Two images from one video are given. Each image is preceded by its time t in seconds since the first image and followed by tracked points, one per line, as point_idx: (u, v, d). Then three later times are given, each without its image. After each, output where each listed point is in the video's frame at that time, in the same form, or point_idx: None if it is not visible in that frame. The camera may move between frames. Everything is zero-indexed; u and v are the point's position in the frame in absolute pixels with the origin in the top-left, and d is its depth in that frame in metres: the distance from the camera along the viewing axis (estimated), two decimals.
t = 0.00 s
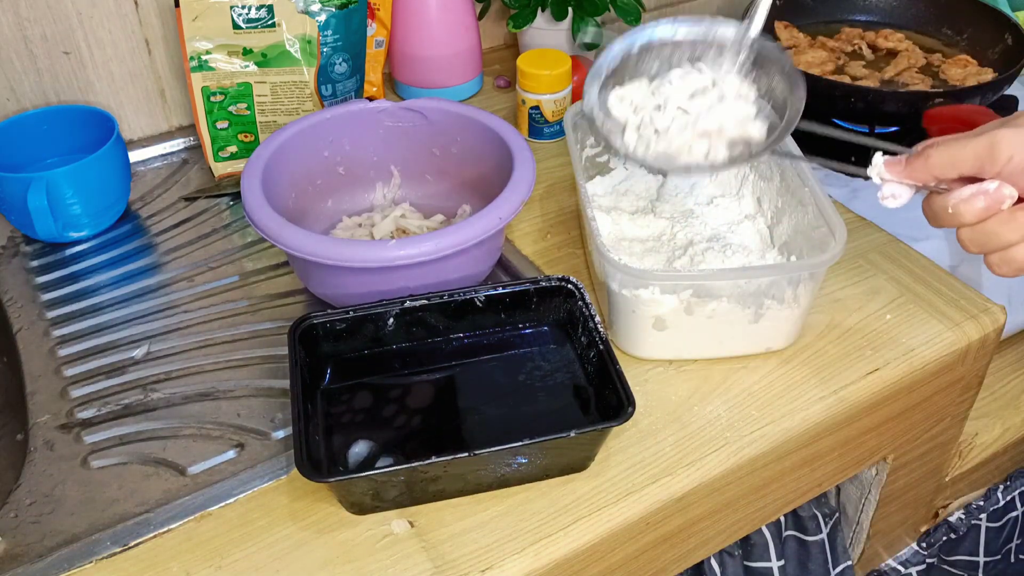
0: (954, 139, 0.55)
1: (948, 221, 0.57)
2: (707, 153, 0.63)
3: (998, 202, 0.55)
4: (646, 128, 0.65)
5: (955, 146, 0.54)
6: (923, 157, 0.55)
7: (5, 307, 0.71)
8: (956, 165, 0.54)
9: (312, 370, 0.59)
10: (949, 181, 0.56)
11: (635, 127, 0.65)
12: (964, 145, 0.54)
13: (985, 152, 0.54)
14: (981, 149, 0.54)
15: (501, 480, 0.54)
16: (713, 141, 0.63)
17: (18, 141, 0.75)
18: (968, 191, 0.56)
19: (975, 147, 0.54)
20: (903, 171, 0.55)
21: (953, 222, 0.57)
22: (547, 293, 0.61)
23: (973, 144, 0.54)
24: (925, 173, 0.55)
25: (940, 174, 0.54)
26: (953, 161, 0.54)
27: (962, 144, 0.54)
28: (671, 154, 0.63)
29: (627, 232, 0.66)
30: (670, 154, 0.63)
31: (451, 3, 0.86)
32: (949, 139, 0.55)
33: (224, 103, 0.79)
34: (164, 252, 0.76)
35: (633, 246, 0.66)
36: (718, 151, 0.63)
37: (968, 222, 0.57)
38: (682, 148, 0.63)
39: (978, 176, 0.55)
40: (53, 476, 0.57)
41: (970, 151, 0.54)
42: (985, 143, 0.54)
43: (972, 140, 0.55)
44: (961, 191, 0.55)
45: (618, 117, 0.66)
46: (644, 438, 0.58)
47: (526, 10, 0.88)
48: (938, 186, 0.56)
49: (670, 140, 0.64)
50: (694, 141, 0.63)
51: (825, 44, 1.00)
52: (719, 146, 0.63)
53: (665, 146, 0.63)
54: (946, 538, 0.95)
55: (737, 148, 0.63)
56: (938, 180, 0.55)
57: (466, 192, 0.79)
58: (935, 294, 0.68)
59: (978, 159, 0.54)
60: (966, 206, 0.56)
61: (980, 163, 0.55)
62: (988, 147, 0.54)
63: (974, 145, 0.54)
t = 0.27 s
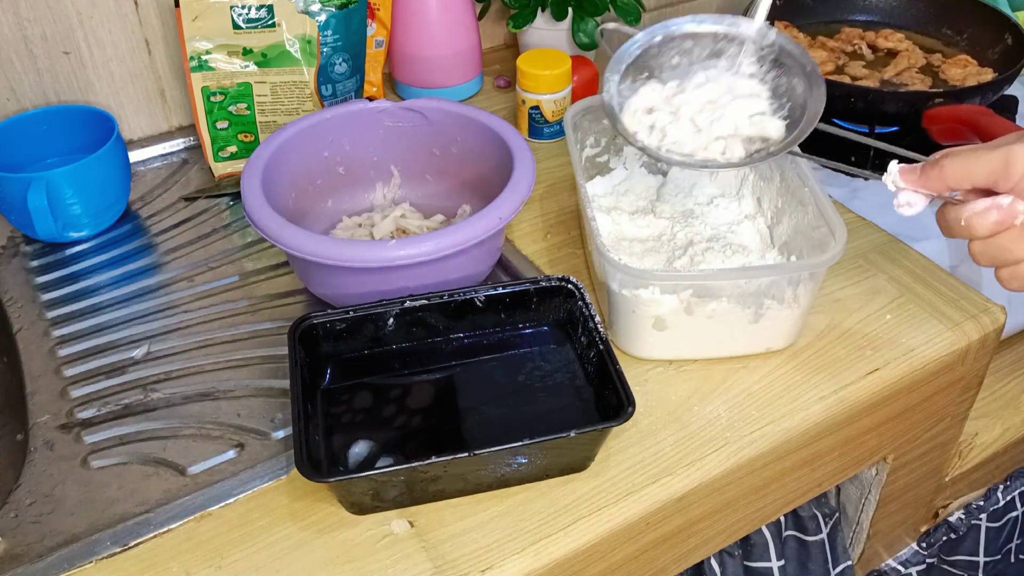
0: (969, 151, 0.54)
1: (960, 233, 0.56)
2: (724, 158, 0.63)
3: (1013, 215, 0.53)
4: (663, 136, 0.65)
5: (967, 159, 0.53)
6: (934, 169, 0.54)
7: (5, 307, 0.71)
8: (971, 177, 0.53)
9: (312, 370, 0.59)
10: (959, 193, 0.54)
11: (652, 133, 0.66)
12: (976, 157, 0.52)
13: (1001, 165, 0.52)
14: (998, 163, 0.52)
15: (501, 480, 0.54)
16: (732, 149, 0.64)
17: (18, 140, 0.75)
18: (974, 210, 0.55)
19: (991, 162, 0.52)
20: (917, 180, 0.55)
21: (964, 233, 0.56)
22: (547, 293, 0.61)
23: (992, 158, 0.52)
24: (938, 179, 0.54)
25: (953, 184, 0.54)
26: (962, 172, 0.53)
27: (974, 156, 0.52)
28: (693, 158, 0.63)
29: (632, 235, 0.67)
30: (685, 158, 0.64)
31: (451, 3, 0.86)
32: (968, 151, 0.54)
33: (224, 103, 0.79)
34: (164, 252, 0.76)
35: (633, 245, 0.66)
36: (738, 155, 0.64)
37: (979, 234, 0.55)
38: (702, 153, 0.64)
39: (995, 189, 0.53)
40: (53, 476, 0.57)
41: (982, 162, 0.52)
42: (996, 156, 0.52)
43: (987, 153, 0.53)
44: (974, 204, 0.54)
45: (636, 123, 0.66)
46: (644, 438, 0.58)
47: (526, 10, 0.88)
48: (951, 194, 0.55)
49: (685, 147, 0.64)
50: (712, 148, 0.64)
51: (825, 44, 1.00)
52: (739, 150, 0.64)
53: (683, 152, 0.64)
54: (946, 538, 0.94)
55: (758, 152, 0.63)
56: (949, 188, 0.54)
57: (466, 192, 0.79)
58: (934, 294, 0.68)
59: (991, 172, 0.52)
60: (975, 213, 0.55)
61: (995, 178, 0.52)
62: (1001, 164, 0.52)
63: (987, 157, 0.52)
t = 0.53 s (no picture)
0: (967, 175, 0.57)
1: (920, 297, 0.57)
2: (590, 203, 0.55)
3: (975, 280, 0.55)
4: (549, 146, 0.58)
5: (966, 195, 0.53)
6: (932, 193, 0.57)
7: (5, 307, 0.71)
8: (901, 244, 0.53)
9: (312, 369, 0.59)
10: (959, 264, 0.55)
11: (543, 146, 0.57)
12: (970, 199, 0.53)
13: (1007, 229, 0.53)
14: (983, 215, 0.53)
15: (501, 479, 0.54)
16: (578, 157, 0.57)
17: (18, 141, 0.75)
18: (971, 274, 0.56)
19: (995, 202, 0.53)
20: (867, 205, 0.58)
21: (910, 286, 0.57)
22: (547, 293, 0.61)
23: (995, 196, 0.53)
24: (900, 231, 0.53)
25: (885, 253, 0.54)
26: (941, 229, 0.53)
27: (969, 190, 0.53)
28: (500, 185, 0.56)
29: (498, 212, 0.54)
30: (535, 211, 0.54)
31: (451, 3, 0.86)
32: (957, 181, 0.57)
33: (224, 103, 0.79)
34: (164, 252, 0.76)
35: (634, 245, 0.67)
36: (608, 180, 0.56)
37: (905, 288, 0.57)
38: (561, 183, 0.56)
39: (948, 245, 0.54)
40: (53, 476, 0.57)
41: (986, 217, 0.53)
42: (1011, 201, 0.53)
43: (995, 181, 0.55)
44: (923, 270, 0.55)
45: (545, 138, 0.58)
46: (644, 438, 0.58)
47: (525, 10, 0.89)
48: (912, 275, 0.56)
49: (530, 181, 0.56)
50: (602, 159, 0.57)
51: (826, 44, 1.00)
52: (632, 178, 0.57)
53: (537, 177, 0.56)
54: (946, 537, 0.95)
55: (632, 186, 0.56)
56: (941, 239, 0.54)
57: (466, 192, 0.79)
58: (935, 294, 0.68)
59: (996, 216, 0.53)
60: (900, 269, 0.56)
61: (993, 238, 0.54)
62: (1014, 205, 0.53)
63: (995, 204, 0.53)
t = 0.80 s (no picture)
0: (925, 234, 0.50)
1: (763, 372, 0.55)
2: (503, 373, 0.54)
3: (813, 354, 0.53)
4: (440, 271, 0.56)
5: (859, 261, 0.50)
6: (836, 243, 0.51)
7: (5, 307, 0.71)
8: (750, 336, 0.51)
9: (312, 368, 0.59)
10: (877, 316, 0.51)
11: (434, 270, 0.56)
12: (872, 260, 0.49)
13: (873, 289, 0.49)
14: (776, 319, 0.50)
15: (502, 480, 0.54)
16: (468, 278, 0.57)
17: (18, 140, 0.75)
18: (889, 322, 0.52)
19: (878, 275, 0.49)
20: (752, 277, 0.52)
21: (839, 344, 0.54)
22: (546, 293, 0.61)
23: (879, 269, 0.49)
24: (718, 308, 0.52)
25: (735, 348, 0.52)
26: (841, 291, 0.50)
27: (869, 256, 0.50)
28: (411, 335, 0.56)
29: (408, 375, 0.54)
30: (446, 367, 0.53)
31: (451, 3, 0.86)
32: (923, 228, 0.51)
33: (225, 103, 0.79)
34: (164, 252, 0.76)
35: (635, 246, 0.67)
36: (498, 302, 0.57)
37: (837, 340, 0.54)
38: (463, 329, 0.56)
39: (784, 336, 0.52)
40: (53, 476, 0.57)
41: (898, 271, 0.49)
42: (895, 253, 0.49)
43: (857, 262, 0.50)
44: (769, 355, 0.53)
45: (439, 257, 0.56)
46: (645, 438, 0.58)
47: (526, 10, 0.88)
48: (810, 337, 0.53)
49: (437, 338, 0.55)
50: (488, 270, 0.57)
51: (826, 44, 1.00)
52: (516, 290, 0.57)
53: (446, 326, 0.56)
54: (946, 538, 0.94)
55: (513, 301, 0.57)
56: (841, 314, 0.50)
57: (466, 192, 0.79)
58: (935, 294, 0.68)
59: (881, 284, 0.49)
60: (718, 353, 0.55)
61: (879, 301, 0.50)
62: (891, 255, 0.49)
63: (897, 262, 0.49)
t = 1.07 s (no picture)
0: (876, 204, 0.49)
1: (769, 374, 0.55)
2: (507, 392, 0.54)
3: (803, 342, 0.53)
4: (439, 301, 0.59)
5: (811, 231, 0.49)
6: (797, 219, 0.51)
7: (5, 307, 0.71)
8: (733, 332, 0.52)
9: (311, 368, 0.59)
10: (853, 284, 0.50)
11: (435, 301, 0.59)
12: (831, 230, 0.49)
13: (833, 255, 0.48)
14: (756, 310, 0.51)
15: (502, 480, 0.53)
16: (467, 309, 0.60)
17: (18, 141, 0.75)
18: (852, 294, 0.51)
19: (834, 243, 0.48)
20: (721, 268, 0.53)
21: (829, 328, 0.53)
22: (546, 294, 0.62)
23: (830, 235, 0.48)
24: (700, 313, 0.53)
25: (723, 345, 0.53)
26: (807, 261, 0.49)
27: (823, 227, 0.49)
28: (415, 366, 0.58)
29: (414, 402, 0.54)
30: (450, 391, 0.53)
31: (451, 3, 0.86)
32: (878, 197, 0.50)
33: (224, 103, 0.79)
34: (164, 252, 0.76)
35: (634, 246, 0.67)
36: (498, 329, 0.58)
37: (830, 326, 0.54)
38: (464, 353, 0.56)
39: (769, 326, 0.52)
40: (53, 476, 0.57)
41: (851, 242, 0.48)
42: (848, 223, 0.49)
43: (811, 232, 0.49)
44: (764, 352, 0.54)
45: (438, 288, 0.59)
46: (645, 438, 0.58)
47: (526, 10, 0.88)
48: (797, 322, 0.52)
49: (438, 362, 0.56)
50: (485, 299, 0.60)
51: (826, 44, 1.00)
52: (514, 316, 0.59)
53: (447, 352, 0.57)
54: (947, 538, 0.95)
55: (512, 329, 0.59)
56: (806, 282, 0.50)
57: (466, 192, 0.79)
58: (935, 294, 0.68)
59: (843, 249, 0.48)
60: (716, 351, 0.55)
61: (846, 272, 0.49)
62: (843, 222, 0.49)
63: (850, 232, 0.48)
